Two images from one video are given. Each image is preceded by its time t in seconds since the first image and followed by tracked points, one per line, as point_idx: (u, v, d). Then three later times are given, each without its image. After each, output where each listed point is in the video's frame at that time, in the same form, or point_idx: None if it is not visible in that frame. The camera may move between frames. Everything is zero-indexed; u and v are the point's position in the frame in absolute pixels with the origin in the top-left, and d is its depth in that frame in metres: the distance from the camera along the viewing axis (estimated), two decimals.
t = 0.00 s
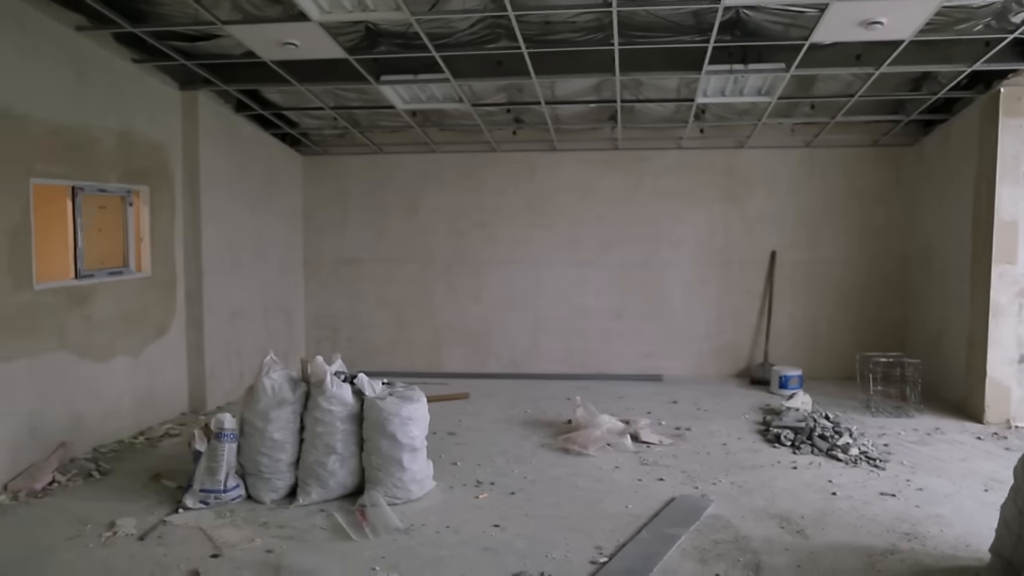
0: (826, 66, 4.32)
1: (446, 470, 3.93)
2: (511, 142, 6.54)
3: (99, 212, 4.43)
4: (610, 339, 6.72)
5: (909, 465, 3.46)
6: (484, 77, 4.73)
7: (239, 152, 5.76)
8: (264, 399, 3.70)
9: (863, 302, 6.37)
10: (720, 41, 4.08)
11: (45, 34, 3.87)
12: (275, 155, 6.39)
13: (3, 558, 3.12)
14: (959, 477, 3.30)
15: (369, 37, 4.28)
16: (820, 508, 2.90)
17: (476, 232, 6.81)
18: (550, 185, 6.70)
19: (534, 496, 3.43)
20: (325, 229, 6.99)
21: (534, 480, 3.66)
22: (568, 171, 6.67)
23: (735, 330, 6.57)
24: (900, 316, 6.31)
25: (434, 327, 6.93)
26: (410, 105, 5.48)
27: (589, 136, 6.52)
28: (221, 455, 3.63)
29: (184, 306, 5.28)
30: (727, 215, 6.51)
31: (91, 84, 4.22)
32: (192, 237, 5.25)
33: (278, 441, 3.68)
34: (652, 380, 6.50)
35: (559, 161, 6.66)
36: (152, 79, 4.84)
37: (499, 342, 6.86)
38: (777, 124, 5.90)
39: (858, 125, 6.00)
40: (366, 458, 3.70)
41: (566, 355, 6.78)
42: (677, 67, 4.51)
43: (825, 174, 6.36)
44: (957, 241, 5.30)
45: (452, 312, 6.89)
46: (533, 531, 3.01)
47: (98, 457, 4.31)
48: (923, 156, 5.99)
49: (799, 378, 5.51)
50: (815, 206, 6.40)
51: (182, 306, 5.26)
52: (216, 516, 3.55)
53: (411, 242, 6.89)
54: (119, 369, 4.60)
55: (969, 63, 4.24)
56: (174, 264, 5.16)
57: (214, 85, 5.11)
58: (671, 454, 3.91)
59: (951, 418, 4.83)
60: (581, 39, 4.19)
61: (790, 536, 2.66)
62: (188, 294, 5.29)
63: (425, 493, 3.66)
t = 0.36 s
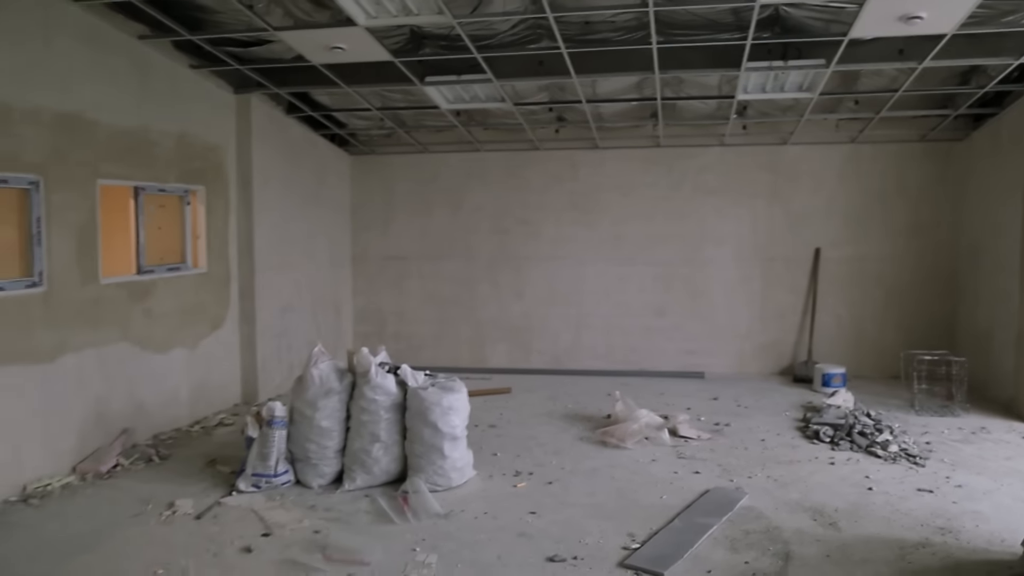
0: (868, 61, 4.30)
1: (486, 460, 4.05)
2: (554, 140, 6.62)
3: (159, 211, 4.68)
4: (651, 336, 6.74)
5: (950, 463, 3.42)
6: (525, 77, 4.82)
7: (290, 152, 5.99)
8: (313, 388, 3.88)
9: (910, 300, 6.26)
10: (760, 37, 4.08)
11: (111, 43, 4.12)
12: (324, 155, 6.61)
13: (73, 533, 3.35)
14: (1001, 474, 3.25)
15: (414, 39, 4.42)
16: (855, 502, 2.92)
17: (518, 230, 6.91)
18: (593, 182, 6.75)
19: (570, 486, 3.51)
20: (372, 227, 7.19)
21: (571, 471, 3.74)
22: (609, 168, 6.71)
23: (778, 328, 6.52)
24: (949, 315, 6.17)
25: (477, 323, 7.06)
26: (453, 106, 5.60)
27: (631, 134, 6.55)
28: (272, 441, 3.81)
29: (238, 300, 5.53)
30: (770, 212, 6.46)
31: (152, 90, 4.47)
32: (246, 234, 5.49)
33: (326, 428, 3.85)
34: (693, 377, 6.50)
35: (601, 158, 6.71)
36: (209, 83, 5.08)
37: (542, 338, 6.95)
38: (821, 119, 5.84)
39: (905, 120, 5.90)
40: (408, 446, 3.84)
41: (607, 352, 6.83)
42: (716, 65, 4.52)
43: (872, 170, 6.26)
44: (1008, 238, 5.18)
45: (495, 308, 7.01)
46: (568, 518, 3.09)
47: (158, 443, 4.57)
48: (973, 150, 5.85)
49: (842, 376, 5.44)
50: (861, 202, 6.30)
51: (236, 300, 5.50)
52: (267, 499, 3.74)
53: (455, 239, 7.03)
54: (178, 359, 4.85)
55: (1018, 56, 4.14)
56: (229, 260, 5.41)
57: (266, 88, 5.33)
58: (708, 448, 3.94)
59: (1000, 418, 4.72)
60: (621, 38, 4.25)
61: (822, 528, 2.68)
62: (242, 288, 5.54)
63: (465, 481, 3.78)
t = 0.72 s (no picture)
0: (912, 57, 4.25)
1: (527, 452, 4.15)
2: (599, 139, 6.68)
3: (218, 210, 4.93)
4: (696, 334, 6.74)
5: (994, 463, 3.38)
6: (568, 77, 4.90)
7: (341, 152, 6.21)
8: (361, 379, 4.06)
9: (961, 299, 6.13)
10: (803, 35, 4.07)
11: (175, 51, 4.37)
12: (375, 155, 6.82)
13: (139, 512, 3.59)
14: None
15: (461, 42, 4.55)
16: (892, 500, 2.94)
17: (563, 227, 6.99)
18: (637, 180, 6.78)
19: (608, 477, 3.59)
20: (421, 225, 7.38)
21: (610, 463, 3.81)
22: (654, 166, 6.73)
23: (825, 326, 6.45)
24: (1003, 314, 6.01)
25: (522, 318, 7.17)
26: (498, 106, 5.72)
27: (677, 133, 6.55)
28: (322, 430, 4.00)
29: (292, 295, 5.77)
30: (817, 209, 6.39)
31: (212, 95, 4.71)
32: (299, 231, 5.72)
33: (373, 418, 4.02)
34: (737, 374, 6.49)
35: (646, 156, 6.73)
36: (265, 87, 5.32)
37: (586, 334, 7.02)
38: (868, 116, 5.75)
39: (956, 115, 5.76)
40: (451, 436, 3.97)
41: (651, 348, 6.85)
42: (759, 63, 4.53)
43: (922, 166, 6.13)
44: None
45: (540, 305, 7.11)
46: (605, 508, 3.17)
47: (217, 430, 4.82)
48: None
49: (888, 374, 5.36)
50: (911, 199, 6.18)
51: (290, 295, 5.74)
52: (318, 484, 3.92)
53: (501, 236, 7.16)
54: (235, 351, 5.11)
55: None
56: (283, 257, 5.65)
57: (319, 91, 5.55)
58: (747, 444, 3.96)
59: None
60: (663, 37, 4.29)
61: (857, 524, 2.73)
62: (296, 283, 5.78)
63: (506, 471, 3.89)
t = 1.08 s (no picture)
0: (966, 55, 4.20)
1: (571, 445, 4.24)
2: (648, 139, 6.69)
3: (278, 209, 5.18)
4: (745, 333, 6.70)
5: None
6: (615, 79, 4.95)
7: (395, 153, 6.41)
8: (410, 372, 4.22)
9: (1017, 300, 6.01)
10: (851, 34, 4.06)
11: (238, 59, 4.62)
12: (428, 156, 7.00)
13: (202, 493, 3.83)
14: None
15: (510, 46, 4.66)
16: (936, 501, 2.95)
17: (612, 227, 7.03)
18: (686, 180, 6.76)
19: (649, 473, 3.64)
20: (473, 224, 7.53)
21: (652, 459, 3.87)
22: (703, 166, 6.70)
23: (879, 327, 6.34)
24: None
25: (572, 316, 7.24)
26: (547, 108, 5.82)
27: (726, 132, 6.48)
28: (373, 420, 4.18)
29: (347, 291, 5.99)
30: (871, 209, 6.27)
31: (272, 99, 4.95)
32: (354, 229, 5.94)
33: (421, 410, 4.17)
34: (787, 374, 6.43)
35: (695, 155, 6.71)
36: (323, 91, 5.55)
37: (635, 332, 7.04)
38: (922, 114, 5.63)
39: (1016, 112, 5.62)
40: (496, 429, 4.08)
41: (700, 348, 6.83)
42: (809, 63, 4.51)
43: (980, 165, 5.98)
44: None
45: (590, 303, 7.17)
46: (644, 501, 3.24)
47: (276, 420, 5.06)
48: None
49: (941, 376, 5.22)
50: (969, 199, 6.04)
51: (346, 290, 5.97)
52: (368, 472, 4.09)
53: (551, 236, 7.25)
54: (293, 344, 5.35)
55: None
56: (340, 254, 5.87)
57: (374, 94, 5.74)
58: (791, 442, 3.95)
59: None
60: (710, 39, 4.30)
61: (895, 522, 2.75)
62: (351, 279, 6.00)
63: (549, 464, 3.98)
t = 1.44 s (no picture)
0: None
1: (617, 441, 4.29)
2: (703, 139, 6.64)
3: (338, 210, 5.41)
4: (802, 335, 6.58)
5: None
6: (667, 80, 4.96)
7: (451, 155, 6.56)
8: (459, 367, 4.34)
9: None
10: (909, 29, 3.98)
11: (300, 68, 4.85)
12: (483, 158, 7.14)
13: (263, 477, 4.05)
14: None
15: (563, 49, 4.73)
16: (987, 505, 2.89)
17: (666, 226, 7.00)
18: (742, 180, 6.68)
19: (693, 469, 3.64)
20: (528, 224, 7.63)
21: (697, 456, 3.87)
22: (760, 165, 6.61)
23: (944, 330, 6.13)
24: None
25: (626, 315, 7.25)
26: (600, 109, 5.86)
27: (781, 131, 6.36)
28: (423, 413, 4.33)
29: (404, 288, 6.19)
30: (935, 209, 6.07)
31: (332, 105, 5.17)
32: (411, 229, 6.13)
33: (470, 403, 4.28)
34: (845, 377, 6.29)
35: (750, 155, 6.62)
36: (381, 96, 5.75)
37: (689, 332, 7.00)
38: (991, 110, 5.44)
39: None
40: (542, 423, 4.17)
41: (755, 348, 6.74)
42: (866, 60, 4.43)
43: None
44: None
45: (643, 303, 7.17)
46: (684, 497, 3.26)
47: (334, 411, 5.28)
48: None
49: (1006, 382, 5.09)
50: None
51: (403, 287, 6.16)
52: (418, 461, 4.23)
53: (606, 236, 7.28)
54: (352, 338, 5.57)
55: None
56: (396, 253, 6.07)
57: (430, 99, 5.91)
58: (841, 444, 3.89)
59: None
60: (762, 38, 4.26)
61: (942, 524, 2.71)
62: (408, 277, 6.19)
63: (593, 458, 4.04)
